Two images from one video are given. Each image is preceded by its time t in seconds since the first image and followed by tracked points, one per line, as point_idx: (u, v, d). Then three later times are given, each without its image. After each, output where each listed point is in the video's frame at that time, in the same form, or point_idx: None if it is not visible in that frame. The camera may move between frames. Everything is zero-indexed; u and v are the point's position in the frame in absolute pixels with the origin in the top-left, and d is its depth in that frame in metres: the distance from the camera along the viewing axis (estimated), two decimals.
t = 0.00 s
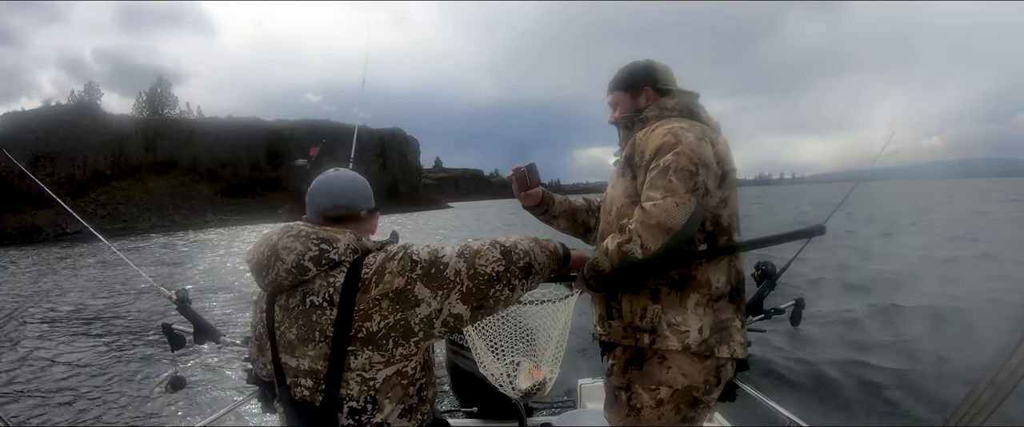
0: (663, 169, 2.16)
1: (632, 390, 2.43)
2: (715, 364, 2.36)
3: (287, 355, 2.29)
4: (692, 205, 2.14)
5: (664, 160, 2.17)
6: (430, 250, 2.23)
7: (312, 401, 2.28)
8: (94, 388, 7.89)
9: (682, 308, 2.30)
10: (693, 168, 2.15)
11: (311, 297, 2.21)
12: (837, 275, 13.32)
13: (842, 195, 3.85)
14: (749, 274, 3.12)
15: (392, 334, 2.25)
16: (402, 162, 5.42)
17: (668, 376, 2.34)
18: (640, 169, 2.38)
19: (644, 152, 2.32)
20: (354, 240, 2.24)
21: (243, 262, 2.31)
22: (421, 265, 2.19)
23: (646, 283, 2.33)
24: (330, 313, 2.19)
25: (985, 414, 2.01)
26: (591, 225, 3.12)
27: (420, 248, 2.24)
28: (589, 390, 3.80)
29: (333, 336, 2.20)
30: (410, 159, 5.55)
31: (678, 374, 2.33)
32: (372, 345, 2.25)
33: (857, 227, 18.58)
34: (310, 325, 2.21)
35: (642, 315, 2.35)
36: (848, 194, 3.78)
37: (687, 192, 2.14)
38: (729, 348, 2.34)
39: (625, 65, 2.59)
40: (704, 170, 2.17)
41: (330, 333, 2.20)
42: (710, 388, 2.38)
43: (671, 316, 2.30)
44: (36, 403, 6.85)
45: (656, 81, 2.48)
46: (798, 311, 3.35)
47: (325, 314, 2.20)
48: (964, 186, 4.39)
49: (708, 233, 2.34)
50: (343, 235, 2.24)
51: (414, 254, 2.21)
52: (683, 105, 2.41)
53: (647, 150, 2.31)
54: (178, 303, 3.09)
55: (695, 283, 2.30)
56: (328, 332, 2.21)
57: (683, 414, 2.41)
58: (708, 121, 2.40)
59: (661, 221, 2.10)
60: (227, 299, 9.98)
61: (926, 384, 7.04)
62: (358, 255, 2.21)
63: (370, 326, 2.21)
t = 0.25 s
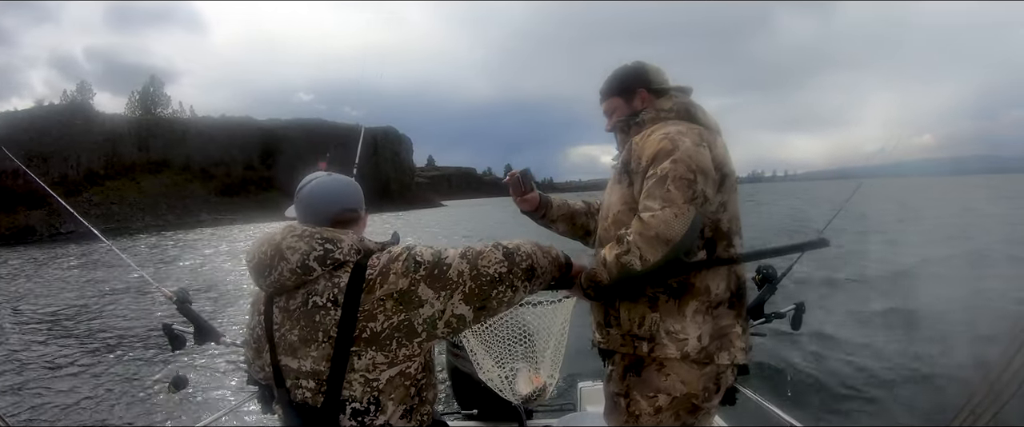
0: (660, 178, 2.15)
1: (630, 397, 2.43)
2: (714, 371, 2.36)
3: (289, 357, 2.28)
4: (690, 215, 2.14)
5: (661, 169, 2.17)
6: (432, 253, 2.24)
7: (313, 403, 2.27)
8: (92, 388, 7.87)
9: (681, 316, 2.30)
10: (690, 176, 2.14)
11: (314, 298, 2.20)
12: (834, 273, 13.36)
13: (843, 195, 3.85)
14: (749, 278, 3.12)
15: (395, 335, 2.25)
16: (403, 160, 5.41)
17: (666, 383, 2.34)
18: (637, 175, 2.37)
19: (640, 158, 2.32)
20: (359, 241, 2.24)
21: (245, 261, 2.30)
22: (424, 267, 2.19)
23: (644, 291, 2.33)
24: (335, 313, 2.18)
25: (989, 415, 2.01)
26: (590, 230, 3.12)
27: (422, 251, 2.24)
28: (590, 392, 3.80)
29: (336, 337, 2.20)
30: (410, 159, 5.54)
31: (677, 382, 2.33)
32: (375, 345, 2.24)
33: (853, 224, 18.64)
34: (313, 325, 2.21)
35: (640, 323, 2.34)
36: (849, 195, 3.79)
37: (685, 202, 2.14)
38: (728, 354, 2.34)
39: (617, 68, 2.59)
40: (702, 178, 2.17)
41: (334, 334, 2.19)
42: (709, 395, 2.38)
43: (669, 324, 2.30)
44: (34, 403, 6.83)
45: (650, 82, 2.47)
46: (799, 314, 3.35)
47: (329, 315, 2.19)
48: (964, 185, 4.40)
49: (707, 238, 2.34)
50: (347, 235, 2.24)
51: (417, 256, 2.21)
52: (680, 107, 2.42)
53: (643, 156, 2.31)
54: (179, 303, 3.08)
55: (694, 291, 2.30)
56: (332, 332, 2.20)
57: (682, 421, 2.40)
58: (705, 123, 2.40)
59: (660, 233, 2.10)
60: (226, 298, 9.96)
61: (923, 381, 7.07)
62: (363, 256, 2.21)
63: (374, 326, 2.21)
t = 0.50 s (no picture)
0: (657, 181, 2.15)
1: (628, 398, 2.44)
2: (711, 373, 2.37)
3: (289, 356, 2.28)
4: (688, 218, 2.14)
5: (658, 171, 2.16)
6: (432, 252, 2.24)
7: (315, 401, 2.28)
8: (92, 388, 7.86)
9: (678, 317, 2.30)
10: (687, 178, 2.14)
11: (315, 296, 2.20)
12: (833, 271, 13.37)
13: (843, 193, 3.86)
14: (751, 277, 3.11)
15: (395, 333, 2.24)
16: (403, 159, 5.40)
17: (664, 384, 2.35)
18: (633, 176, 2.37)
19: (637, 159, 2.31)
20: (361, 240, 2.25)
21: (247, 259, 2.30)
22: (424, 265, 2.20)
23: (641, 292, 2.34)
24: (336, 312, 2.19)
25: (990, 415, 2.01)
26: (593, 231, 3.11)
27: (422, 250, 2.25)
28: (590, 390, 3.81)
29: (337, 335, 2.20)
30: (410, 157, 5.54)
31: (675, 382, 2.34)
32: (375, 343, 2.24)
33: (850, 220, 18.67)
34: (315, 323, 2.21)
35: (637, 324, 2.35)
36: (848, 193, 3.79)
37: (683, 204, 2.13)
38: (727, 355, 2.34)
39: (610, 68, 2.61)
40: (699, 179, 2.17)
41: (335, 332, 2.19)
42: (707, 397, 2.39)
43: (666, 325, 2.30)
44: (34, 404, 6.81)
45: (646, 81, 2.47)
46: (800, 313, 3.35)
47: (330, 314, 2.20)
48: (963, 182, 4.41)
49: (706, 238, 2.34)
50: (349, 235, 2.25)
51: (417, 254, 2.22)
52: (677, 103, 2.41)
53: (640, 156, 2.30)
54: (180, 303, 3.07)
55: (690, 292, 2.30)
56: (333, 331, 2.20)
57: (680, 422, 2.41)
58: (702, 121, 2.40)
59: (658, 237, 2.10)
60: (225, 298, 9.94)
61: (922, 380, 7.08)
62: (364, 255, 2.22)
63: (375, 324, 2.21)
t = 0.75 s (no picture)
0: (655, 177, 2.17)
1: (631, 390, 2.46)
2: (715, 365, 2.38)
3: (293, 351, 2.29)
4: (685, 215, 2.16)
5: (656, 168, 2.18)
6: (431, 244, 2.26)
7: (319, 395, 2.28)
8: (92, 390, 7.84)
9: (678, 311, 2.31)
10: (685, 174, 2.16)
11: (319, 290, 2.23)
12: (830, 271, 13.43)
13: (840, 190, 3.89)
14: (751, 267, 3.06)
15: (396, 326, 2.25)
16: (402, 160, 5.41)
17: (666, 376, 2.36)
18: (631, 171, 2.38)
19: (635, 154, 2.33)
20: (362, 236, 2.28)
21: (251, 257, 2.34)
22: (423, 257, 2.21)
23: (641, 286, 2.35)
24: (338, 306, 2.20)
25: (982, 414, 2.12)
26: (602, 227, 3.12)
27: (422, 242, 2.27)
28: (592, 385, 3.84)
29: (339, 329, 2.21)
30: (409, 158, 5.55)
31: (677, 374, 2.35)
32: (377, 336, 2.25)
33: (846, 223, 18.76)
34: (317, 318, 2.22)
35: (637, 317, 2.36)
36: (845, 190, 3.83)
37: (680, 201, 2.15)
38: (729, 347, 2.34)
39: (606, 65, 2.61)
40: (696, 175, 2.19)
41: (338, 326, 2.21)
42: (710, 389, 2.40)
43: (666, 319, 2.32)
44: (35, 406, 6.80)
45: (643, 76, 2.49)
46: (801, 305, 3.35)
47: (332, 308, 2.21)
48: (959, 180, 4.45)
49: (705, 232, 2.35)
50: (351, 230, 2.27)
51: (417, 247, 2.24)
52: (675, 97, 2.41)
53: (638, 152, 2.32)
54: (181, 303, 3.07)
55: (690, 285, 2.31)
56: (335, 324, 2.22)
57: (683, 414, 2.43)
58: (701, 113, 2.41)
59: (655, 233, 2.12)
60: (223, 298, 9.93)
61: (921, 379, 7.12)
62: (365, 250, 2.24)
63: (376, 317, 2.22)
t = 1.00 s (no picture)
0: (634, 175, 2.19)
1: (634, 379, 2.45)
2: (714, 353, 2.38)
3: (294, 343, 2.30)
4: (663, 212, 2.16)
5: (637, 165, 2.20)
6: (425, 233, 2.26)
7: (322, 386, 2.29)
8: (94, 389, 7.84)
9: (674, 302, 2.32)
10: (663, 173, 2.17)
11: (317, 280, 2.23)
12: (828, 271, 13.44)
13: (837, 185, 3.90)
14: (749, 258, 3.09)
15: (396, 313, 2.26)
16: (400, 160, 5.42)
17: (666, 364, 2.37)
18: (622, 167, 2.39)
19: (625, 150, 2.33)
20: (359, 228, 2.29)
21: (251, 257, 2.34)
22: (418, 245, 2.22)
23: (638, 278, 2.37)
24: (337, 296, 2.21)
25: (972, 415, 2.26)
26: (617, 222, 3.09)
27: (416, 231, 2.27)
28: (592, 378, 3.86)
29: (340, 319, 2.22)
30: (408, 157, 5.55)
31: (677, 362, 2.36)
32: (377, 324, 2.25)
33: (841, 225, 18.81)
34: (317, 310, 2.23)
35: (635, 309, 2.38)
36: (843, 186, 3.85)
37: (657, 200, 2.16)
38: (726, 337, 2.35)
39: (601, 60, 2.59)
40: (677, 174, 2.19)
41: (338, 317, 2.21)
42: (709, 377, 2.41)
43: (662, 310, 2.33)
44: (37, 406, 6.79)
45: (637, 68, 2.48)
46: (799, 296, 3.37)
47: (331, 298, 2.22)
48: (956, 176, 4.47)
49: (699, 224, 2.33)
50: (348, 223, 2.28)
51: (412, 236, 2.25)
52: (671, 88, 2.40)
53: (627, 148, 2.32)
54: (180, 300, 3.07)
55: (686, 277, 2.30)
56: (336, 315, 2.22)
57: (684, 402, 2.44)
58: (698, 104, 2.39)
59: (628, 228, 2.14)
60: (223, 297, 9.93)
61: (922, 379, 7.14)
62: (362, 242, 2.25)
63: (375, 305, 2.23)
